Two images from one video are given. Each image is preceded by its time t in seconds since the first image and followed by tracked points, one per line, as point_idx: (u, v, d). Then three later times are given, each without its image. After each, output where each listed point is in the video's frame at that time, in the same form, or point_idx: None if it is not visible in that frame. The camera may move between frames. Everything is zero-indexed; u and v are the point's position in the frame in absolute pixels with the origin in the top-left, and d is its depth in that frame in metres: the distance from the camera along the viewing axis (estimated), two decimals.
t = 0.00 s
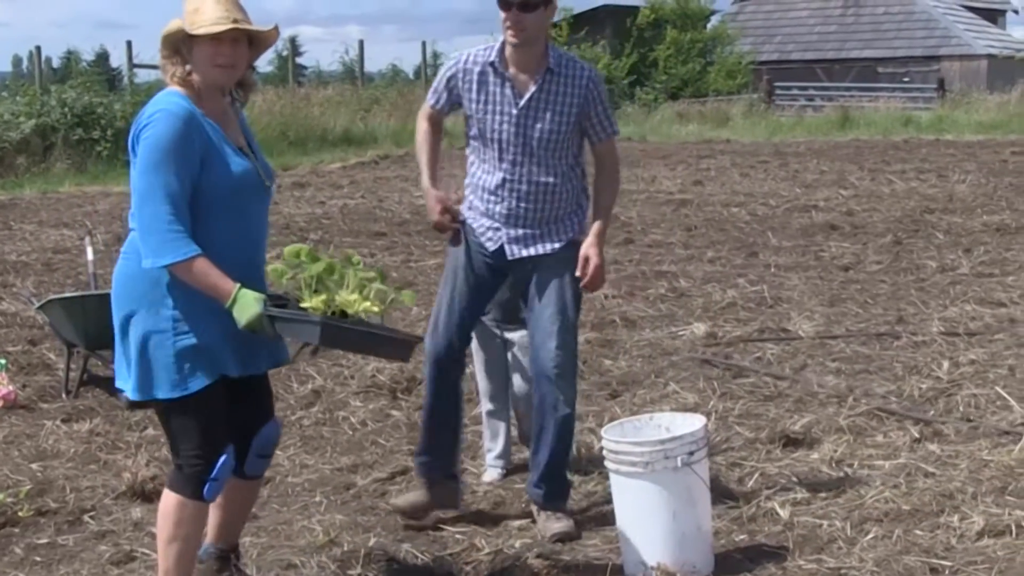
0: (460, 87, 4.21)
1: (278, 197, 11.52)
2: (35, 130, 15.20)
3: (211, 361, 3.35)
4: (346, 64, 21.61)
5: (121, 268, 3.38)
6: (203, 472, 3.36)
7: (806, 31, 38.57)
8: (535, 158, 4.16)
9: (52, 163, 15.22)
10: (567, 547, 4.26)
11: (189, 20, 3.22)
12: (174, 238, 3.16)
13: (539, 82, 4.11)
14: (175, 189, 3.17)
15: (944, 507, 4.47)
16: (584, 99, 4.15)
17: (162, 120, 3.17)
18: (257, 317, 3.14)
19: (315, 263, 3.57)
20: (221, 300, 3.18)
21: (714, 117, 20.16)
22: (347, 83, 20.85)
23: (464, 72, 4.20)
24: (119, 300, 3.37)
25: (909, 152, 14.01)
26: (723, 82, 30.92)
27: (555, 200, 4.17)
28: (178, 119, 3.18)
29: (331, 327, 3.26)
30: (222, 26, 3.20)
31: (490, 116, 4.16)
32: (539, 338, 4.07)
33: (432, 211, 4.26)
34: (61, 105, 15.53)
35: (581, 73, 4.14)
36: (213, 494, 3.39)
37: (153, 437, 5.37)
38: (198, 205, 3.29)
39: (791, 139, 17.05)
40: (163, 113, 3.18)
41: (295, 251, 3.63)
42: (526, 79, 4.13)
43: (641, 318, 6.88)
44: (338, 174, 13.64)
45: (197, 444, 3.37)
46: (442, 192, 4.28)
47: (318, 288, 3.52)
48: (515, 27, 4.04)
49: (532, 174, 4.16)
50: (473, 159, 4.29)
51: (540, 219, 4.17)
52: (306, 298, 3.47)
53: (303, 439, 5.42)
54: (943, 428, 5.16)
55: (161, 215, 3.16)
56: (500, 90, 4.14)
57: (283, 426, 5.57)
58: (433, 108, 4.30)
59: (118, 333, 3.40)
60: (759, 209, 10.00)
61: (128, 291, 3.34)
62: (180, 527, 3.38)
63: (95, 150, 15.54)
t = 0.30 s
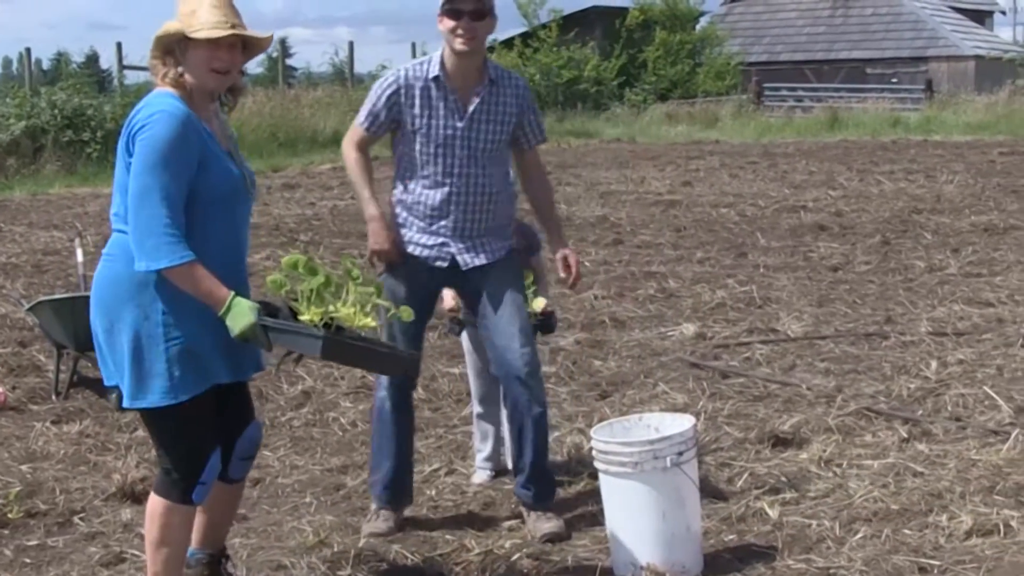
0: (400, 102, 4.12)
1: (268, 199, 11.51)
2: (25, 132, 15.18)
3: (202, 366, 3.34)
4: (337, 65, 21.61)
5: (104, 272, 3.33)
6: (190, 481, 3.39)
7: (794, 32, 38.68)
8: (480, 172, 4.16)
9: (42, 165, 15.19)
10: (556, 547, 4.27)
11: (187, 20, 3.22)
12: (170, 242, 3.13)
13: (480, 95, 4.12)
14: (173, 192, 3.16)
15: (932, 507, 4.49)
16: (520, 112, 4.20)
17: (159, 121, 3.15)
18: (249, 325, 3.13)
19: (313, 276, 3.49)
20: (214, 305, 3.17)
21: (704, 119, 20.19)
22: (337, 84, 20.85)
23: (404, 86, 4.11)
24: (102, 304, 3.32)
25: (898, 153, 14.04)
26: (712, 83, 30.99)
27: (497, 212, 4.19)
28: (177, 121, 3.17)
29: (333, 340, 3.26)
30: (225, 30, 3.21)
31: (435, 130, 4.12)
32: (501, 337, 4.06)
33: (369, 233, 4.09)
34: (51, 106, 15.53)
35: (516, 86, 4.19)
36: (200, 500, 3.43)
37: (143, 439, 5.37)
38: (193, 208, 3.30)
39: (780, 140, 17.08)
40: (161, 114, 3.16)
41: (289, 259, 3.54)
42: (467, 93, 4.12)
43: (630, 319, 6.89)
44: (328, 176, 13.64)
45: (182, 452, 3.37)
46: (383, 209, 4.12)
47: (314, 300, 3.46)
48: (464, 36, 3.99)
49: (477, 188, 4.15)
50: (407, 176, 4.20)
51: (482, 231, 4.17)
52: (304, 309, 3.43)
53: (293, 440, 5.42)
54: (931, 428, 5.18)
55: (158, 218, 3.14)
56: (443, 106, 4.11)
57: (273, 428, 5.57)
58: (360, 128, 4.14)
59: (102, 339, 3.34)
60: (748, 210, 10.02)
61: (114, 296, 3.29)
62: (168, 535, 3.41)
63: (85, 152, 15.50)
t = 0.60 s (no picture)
0: (369, 104, 4.11)
1: (263, 199, 11.51)
2: (21, 133, 15.18)
3: (183, 370, 3.38)
4: (332, 65, 21.61)
5: (81, 271, 3.33)
6: (176, 476, 3.41)
7: (788, 31, 38.72)
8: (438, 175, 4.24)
9: (38, 165, 15.18)
10: (551, 547, 4.30)
11: (191, 32, 3.23)
12: (164, 254, 3.15)
13: (445, 99, 4.19)
14: (166, 204, 3.18)
15: (926, 505, 4.50)
16: (474, 116, 4.30)
17: (153, 131, 3.16)
18: (238, 335, 3.16)
19: (300, 290, 3.53)
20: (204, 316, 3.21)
21: (699, 118, 20.19)
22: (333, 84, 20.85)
23: (376, 89, 4.11)
24: (82, 305, 3.32)
25: (892, 151, 14.06)
26: (707, 82, 31.00)
27: (445, 214, 4.31)
28: (172, 132, 3.18)
29: (315, 357, 3.30)
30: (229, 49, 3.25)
31: (402, 132, 4.15)
32: (466, 327, 4.16)
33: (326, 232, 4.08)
34: (46, 107, 15.48)
35: (476, 92, 4.27)
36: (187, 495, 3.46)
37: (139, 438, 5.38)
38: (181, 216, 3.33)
39: (774, 139, 17.09)
40: (155, 124, 3.17)
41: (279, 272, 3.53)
42: (431, 96, 4.18)
43: (625, 318, 6.90)
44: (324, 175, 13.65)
45: (166, 448, 3.39)
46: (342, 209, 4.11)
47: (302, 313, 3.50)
48: (437, 40, 4.02)
49: (434, 192, 4.23)
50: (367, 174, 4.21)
51: (437, 231, 4.27)
52: (291, 321, 3.47)
53: (288, 440, 5.43)
54: (925, 426, 5.19)
55: (151, 228, 3.15)
56: (409, 108, 4.14)
57: (268, 427, 5.58)
58: (323, 123, 4.09)
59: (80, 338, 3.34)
60: (743, 209, 10.03)
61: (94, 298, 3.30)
62: (160, 531, 3.43)
63: (81, 152, 15.46)
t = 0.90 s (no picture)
0: (369, 99, 4.12)
1: (260, 195, 11.51)
2: (17, 130, 15.16)
3: (170, 365, 3.39)
4: (329, 62, 21.62)
5: (67, 267, 3.41)
6: (166, 464, 3.44)
7: (785, 27, 38.74)
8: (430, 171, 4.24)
9: (35, 162, 15.17)
10: (549, 542, 4.32)
11: (179, 36, 3.26)
12: (136, 250, 3.20)
13: (440, 95, 4.21)
14: (140, 201, 3.21)
15: (922, 500, 4.52)
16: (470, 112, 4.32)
17: (129, 130, 3.20)
18: (208, 332, 3.18)
19: (267, 286, 3.54)
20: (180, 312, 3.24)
21: (695, 114, 20.19)
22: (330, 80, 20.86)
23: (373, 84, 4.11)
24: (67, 300, 3.40)
25: (889, 147, 14.06)
26: (703, 79, 31.02)
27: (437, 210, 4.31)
28: (148, 130, 3.22)
29: (277, 352, 3.32)
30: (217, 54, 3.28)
31: (391, 130, 4.17)
32: (450, 335, 4.22)
33: (324, 235, 4.10)
34: (44, 104, 15.39)
35: (468, 88, 4.29)
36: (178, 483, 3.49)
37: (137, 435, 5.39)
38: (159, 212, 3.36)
39: (770, 135, 17.10)
40: (131, 123, 3.21)
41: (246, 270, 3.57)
42: (425, 93, 4.19)
43: (622, 314, 6.91)
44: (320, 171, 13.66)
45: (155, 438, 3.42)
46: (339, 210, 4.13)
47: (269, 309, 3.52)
48: (434, 40, 4.03)
49: (428, 189, 4.23)
50: (354, 171, 4.23)
51: (430, 227, 4.27)
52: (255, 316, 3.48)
53: (285, 436, 5.44)
54: (922, 422, 5.20)
55: (125, 224, 3.20)
56: (403, 104, 4.16)
57: (266, 423, 5.59)
58: (319, 121, 4.10)
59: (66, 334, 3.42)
60: (739, 206, 10.03)
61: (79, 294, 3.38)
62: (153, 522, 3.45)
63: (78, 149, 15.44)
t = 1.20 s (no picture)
0: (363, 81, 4.14)
1: (262, 186, 11.52)
2: (20, 122, 15.17)
3: (152, 355, 3.48)
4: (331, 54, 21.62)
5: (54, 261, 3.50)
6: (153, 444, 3.52)
7: (785, 18, 38.73)
8: (426, 156, 4.24)
9: (37, 154, 15.18)
10: (551, 532, 4.34)
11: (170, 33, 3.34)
12: (120, 244, 3.27)
13: (434, 76, 4.23)
14: (128, 197, 3.28)
15: (924, 491, 4.52)
16: (465, 95, 4.32)
17: (120, 128, 3.27)
18: (184, 325, 3.25)
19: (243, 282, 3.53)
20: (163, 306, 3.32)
21: (696, 105, 20.18)
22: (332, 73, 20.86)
23: (366, 65, 4.14)
24: (55, 292, 3.48)
25: (890, 139, 14.05)
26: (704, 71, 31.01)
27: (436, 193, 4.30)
28: (139, 128, 3.29)
29: (242, 348, 3.35)
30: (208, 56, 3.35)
31: (388, 114, 4.18)
32: (453, 324, 4.25)
33: (327, 224, 4.09)
34: (46, 96, 15.41)
35: (461, 72, 4.30)
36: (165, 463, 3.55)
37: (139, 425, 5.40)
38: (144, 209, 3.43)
39: (771, 126, 17.10)
40: (123, 121, 3.27)
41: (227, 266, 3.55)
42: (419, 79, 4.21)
43: (623, 305, 6.91)
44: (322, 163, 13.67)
45: (143, 421, 3.51)
46: (340, 200, 4.13)
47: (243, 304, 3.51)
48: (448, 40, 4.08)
49: (426, 171, 4.24)
50: (349, 160, 4.25)
51: (429, 212, 4.28)
52: (227, 311, 3.47)
53: (287, 427, 5.45)
54: (923, 412, 5.21)
55: (111, 219, 3.27)
56: (398, 86, 4.17)
57: (268, 414, 5.60)
58: (318, 110, 4.12)
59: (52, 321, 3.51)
60: (741, 196, 10.03)
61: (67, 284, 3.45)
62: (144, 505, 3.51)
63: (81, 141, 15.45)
